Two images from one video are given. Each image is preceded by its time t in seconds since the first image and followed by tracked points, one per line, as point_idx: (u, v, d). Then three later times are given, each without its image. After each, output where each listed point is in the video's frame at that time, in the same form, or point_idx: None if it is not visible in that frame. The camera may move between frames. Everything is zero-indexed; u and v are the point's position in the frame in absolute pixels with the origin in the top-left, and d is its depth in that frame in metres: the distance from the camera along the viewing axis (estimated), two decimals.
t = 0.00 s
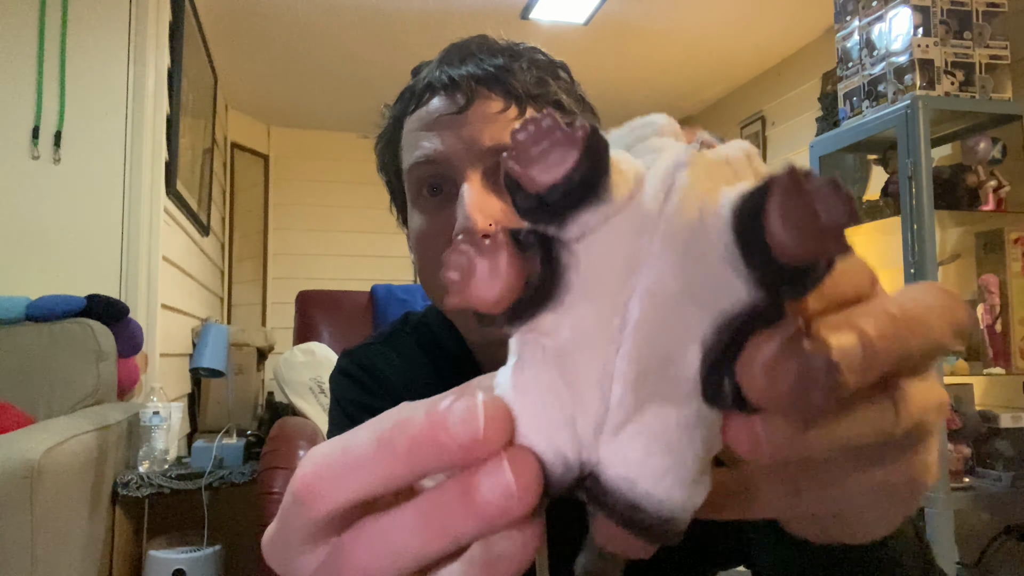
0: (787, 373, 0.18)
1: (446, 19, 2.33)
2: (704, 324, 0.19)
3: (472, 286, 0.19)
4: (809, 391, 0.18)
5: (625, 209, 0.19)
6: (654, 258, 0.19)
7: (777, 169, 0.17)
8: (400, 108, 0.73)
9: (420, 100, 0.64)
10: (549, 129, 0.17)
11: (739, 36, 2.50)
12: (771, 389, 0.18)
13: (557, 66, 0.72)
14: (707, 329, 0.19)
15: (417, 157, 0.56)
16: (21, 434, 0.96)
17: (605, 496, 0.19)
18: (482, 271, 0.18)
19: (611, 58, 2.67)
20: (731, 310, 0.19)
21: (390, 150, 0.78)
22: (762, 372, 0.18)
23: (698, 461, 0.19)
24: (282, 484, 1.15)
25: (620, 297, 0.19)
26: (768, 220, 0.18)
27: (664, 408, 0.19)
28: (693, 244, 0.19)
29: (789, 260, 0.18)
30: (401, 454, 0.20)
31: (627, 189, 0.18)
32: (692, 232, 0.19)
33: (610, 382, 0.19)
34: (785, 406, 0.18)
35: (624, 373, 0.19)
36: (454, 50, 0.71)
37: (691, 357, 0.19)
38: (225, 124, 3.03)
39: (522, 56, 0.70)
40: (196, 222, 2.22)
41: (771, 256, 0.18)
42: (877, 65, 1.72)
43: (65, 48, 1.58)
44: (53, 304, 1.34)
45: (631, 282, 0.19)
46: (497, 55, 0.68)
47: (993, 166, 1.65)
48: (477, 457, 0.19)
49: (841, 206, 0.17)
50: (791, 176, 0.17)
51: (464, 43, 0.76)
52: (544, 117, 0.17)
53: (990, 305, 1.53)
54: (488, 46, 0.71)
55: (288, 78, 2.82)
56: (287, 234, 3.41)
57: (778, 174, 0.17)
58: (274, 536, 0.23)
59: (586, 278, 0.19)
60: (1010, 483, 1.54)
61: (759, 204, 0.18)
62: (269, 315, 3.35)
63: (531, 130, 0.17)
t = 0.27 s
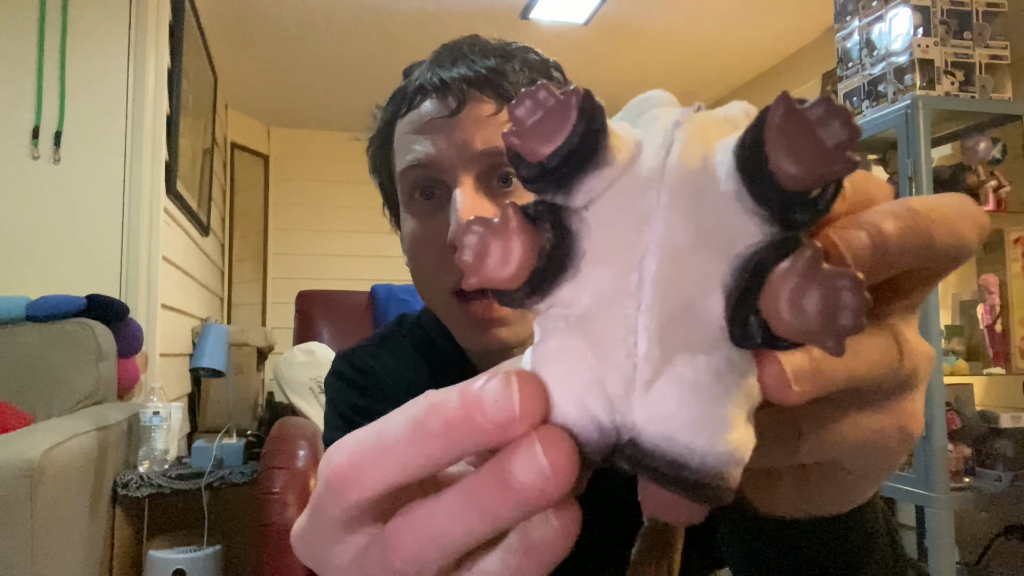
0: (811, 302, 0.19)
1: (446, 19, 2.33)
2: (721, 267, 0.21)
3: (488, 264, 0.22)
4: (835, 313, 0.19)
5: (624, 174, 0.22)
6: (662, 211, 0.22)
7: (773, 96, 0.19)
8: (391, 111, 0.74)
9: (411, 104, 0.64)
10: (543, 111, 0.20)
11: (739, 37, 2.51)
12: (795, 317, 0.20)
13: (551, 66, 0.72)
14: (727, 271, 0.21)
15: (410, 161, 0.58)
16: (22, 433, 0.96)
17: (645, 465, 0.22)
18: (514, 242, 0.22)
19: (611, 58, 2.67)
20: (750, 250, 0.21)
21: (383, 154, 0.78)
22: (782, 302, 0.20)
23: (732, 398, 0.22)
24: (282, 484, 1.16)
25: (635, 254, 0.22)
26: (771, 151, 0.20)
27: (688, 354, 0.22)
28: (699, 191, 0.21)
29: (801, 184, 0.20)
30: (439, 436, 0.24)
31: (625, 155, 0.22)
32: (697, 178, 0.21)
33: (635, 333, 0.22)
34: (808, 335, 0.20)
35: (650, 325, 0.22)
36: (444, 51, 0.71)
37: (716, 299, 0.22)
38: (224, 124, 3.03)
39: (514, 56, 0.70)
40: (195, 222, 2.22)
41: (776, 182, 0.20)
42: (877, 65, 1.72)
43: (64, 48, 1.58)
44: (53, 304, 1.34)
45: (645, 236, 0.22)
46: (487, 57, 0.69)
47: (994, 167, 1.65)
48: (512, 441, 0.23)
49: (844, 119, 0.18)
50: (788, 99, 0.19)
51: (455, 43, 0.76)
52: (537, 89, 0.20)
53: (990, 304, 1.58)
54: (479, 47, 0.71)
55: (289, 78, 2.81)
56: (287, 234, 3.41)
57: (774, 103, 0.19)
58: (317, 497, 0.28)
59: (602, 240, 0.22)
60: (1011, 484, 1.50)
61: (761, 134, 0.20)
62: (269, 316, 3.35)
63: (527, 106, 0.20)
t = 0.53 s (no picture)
0: (807, 335, 0.19)
1: (446, 19, 2.33)
2: (709, 298, 0.22)
3: (456, 315, 0.21)
4: (834, 347, 0.19)
5: (596, 207, 0.23)
6: (643, 246, 0.22)
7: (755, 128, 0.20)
8: (390, 110, 0.74)
9: (410, 104, 0.64)
10: (486, 141, 0.21)
11: (738, 37, 2.51)
12: (790, 351, 0.20)
13: (551, 65, 0.72)
14: (714, 304, 0.22)
15: (407, 162, 0.57)
16: (22, 434, 0.96)
17: (649, 508, 0.22)
18: (476, 295, 0.21)
19: (611, 58, 2.67)
20: (743, 280, 0.21)
21: (382, 152, 0.78)
22: (781, 338, 0.20)
23: (725, 431, 0.22)
24: (282, 484, 1.16)
25: (616, 291, 0.22)
26: (749, 174, 0.20)
27: (683, 393, 0.22)
28: (674, 215, 0.22)
29: (783, 219, 0.21)
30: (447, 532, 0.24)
31: (593, 183, 0.22)
32: (673, 206, 0.22)
33: (625, 379, 0.22)
34: (802, 370, 0.20)
35: (640, 364, 0.22)
36: (444, 49, 0.71)
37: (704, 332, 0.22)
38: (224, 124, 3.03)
39: (513, 57, 0.70)
40: (195, 222, 2.22)
41: (757, 214, 0.21)
42: (877, 65, 1.72)
43: (65, 48, 1.58)
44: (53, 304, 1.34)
45: (627, 273, 0.22)
46: (487, 57, 0.68)
47: (993, 166, 1.65)
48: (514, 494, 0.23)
49: (824, 141, 0.19)
50: (770, 129, 0.20)
51: (455, 42, 0.76)
52: (493, 126, 0.21)
53: (990, 304, 1.58)
54: (479, 47, 0.71)
55: (289, 78, 2.81)
56: (287, 234, 3.41)
57: (756, 134, 0.20)
58: None
59: (583, 281, 0.22)
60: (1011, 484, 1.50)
61: (742, 164, 0.21)
62: (269, 316, 3.35)
63: (481, 143, 0.21)
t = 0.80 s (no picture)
0: (846, 335, 0.20)
1: (446, 19, 2.33)
2: (735, 300, 0.22)
3: (458, 327, 0.22)
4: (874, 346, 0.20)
5: (607, 206, 0.23)
6: (658, 248, 0.23)
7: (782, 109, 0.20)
8: (406, 103, 0.73)
9: (428, 100, 0.63)
10: (485, 136, 0.21)
11: (738, 37, 2.51)
12: (824, 355, 0.21)
13: (565, 69, 0.71)
14: (739, 306, 0.22)
15: (426, 157, 0.58)
16: (22, 433, 0.96)
17: (673, 531, 0.22)
18: (480, 308, 0.22)
19: (611, 58, 2.67)
20: (773, 277, 0.22)
21: (394, 145, 0.77)
22: (816, 342, 0.21)
23: (758, 444, 0.22)
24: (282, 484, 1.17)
25: (634, 298, 0.23)
26: (776, 166, 0.20)
27: (710, 403, 0.22)
28: (690, 211, 0.23)
29: (815, 207, 0.21)
30: None
31: (603, 180, 0.23)
32: (692, 202, 0.23)
33: (647, 392, 0.23)
34: (847, 372, 0.21)
35: (661, 374, 0.22)
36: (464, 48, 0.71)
37: (727, 339, 0.22)
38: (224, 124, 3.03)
39: (532, 58, 0.69)
40: (195, 223, 2.22)
41: (787, 204, 0.21)
42: (877, 65, 1.72)
43: (64, 49, 1.58)
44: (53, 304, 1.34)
45: (643, 277, 0.23)
46: (507, 58, 0.68)
47: (994, 167, 1.64)
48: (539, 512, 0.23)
49: (854, 125, 0.19)
50: (798, 108, 0.20)
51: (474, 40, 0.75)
52: (495, 122, 0.21)
53: (990, 304, 1.59)
54: (500, 46, 0.70)
55: (289, 79, 2.81)
56: (286, 234, 3.41)
57: (785, 111, 0.20)
58: None
59: (596, 288, 0.23)
60: (1011, 483, 1.50)
61: (767, 155, 0.21)
62: (269, 316, 3.35)
63: (483, 141, 0.21)
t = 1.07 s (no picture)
0: (819, 398, 0.22)
1: (446, 19, 2.33)
2: (705, 357, 0.24)
3: (418, 385, 0.22)
4: (847, 409, 0.22)
5: (575, 256, 0.24)
6: (627, 304, 0.24)
7: (750, 169, 0.22)
8: (406, 106, 0.73)
9: (429, 105, 0.63)
10: (446, 190, 0.22)
11: (738, 37, 2.51)
12: (797, 416, 0.22)
13: (563, 74, 0.74)
14: (708, 362, 0.24)
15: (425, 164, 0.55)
16: (22, 434, 0.96)
17: None
18: (442, 365, 0.22)
19: (612, 58, 2.67)
20: (743, 334, 0.24)
21: (392, 146, 0.77)
22: (790, 403, 0.22)
23: (725, 500, 0.24)
24: (282, 483, 1.16)
25: (603, 353, 0.24)
26: (745, 225, 0.22)
27: (679, 465, 0.24)
28: (659, 269, 0.24)
29: (786, 267, 0.22)
30: None
31: (570, 232, 0.24)
32: (663, 257, 0.24)
33: (615, 451, 0.24)
34: (820, 435, 0.22)
35: (629, 433, 0.24)
36: (465, 52, 0.72)
37: (698, 399, 0.24)
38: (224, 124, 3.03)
39: (532, 64, 0.71)
40: (195, 222, 2.22)
41: (758, 263, 0.23)
42: (877, 65, 1.72)
43: (64, 49, 1.58)
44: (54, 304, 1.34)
45: (612, 333, 0.24)
46: (509, 62, 0.69)
47: (994, 167, 1.65)
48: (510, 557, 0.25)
49: (826, 182, 0.21)
50: (766, 174, 0.22)
51: (473, 44, 0.75)
52: (457, 175, 0.22)
53: (990, 304, 1.59)
54: (500, 51, 0.71)
55: (290, 78, 2.81)
56: (287, 234, 3.41)
57: (752, 174, 0.22)
58: None
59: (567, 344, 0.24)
60: (1011, 483, 1.50)
61: (737, 211, 0.23)
62: (269, 315, 3.35)
63: (443, 194, 0.22)
